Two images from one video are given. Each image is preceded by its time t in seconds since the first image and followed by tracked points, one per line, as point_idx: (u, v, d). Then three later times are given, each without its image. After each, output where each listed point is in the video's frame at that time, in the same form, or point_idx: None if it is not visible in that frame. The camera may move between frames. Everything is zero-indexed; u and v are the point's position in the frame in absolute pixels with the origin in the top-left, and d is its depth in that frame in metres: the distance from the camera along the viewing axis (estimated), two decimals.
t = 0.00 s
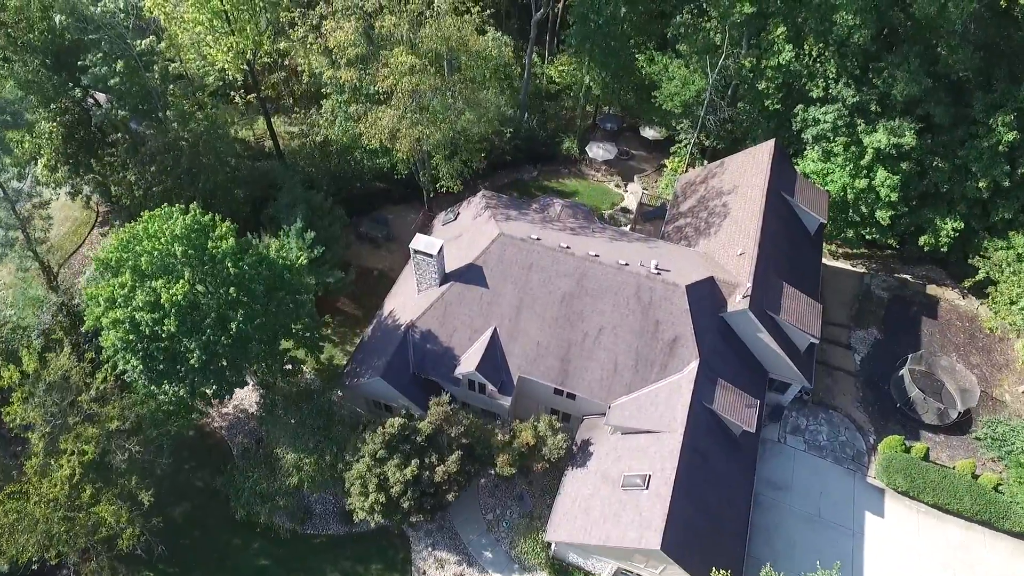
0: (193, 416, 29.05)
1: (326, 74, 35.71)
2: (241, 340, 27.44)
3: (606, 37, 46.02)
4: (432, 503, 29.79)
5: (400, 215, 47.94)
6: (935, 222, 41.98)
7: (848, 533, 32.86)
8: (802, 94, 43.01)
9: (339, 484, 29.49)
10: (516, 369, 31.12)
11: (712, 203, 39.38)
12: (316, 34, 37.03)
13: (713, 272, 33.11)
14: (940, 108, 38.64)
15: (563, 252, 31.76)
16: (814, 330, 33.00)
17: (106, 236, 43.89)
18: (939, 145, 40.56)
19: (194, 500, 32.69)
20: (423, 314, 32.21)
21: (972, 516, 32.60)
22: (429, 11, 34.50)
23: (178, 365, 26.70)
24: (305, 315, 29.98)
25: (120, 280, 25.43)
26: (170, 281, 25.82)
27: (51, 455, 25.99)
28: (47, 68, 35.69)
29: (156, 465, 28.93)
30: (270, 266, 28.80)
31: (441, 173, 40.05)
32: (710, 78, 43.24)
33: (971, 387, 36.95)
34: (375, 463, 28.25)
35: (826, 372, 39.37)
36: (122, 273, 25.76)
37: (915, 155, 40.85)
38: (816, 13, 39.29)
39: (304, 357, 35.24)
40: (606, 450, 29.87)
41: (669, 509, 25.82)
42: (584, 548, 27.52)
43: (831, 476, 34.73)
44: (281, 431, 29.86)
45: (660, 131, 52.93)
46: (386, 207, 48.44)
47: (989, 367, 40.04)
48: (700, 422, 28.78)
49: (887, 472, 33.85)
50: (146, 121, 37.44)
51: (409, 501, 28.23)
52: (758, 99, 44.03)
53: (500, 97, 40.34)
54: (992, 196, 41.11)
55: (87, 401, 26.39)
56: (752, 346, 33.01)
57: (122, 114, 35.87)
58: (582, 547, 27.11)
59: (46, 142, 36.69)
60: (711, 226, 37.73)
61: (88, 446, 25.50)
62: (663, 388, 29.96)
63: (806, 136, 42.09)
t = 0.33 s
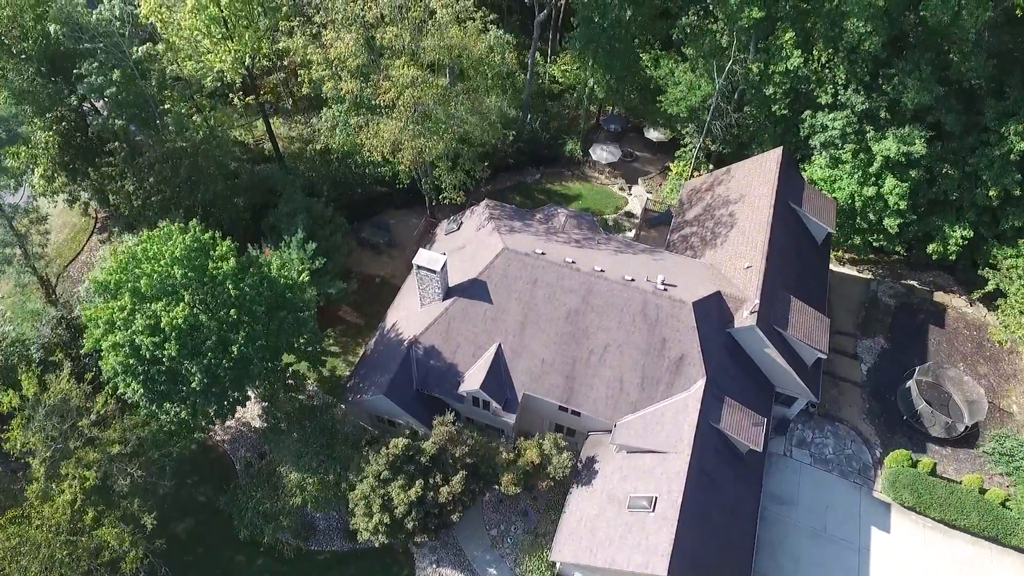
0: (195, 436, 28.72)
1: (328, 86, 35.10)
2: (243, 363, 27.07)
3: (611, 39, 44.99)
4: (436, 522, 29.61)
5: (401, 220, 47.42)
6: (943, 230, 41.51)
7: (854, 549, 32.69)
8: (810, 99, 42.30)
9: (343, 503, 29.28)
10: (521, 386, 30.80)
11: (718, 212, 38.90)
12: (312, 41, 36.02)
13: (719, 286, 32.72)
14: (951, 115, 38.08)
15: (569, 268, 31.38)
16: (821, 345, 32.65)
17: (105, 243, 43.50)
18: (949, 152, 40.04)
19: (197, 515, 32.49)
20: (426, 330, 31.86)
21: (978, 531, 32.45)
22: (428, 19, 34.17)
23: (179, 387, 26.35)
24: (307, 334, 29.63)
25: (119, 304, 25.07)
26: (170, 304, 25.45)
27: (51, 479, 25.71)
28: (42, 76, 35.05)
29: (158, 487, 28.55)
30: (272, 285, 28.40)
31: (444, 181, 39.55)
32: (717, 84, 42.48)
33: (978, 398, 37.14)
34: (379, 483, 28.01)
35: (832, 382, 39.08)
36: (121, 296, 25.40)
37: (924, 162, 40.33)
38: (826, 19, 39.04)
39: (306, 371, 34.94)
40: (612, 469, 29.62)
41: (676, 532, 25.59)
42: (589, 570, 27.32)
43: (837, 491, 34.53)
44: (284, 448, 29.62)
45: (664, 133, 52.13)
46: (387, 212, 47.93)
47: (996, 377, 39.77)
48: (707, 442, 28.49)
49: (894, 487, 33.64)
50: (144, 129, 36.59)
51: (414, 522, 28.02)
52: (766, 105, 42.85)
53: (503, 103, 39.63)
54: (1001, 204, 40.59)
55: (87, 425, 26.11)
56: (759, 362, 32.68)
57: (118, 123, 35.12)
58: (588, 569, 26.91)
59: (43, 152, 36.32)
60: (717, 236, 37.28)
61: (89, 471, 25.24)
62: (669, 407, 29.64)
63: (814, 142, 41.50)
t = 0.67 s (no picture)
0: (197, 457, 28.49)
1: (329, 97, 34.46)
2: (245, 386, 26.76)
3: (617, 44, 44.11)
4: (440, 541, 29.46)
5: (403, 225, 46.89)
6: (952, 238, 41.00)
7: (860, 565, 32.58)
8: (819, 105, 41.54)
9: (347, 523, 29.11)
10: (525, 405, 30.50)
11: (724, 222, 38.40)
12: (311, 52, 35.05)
13: (726, 302, 32.34)
14: (963, 124, 37.58)
15: (574, 284, 31.00)
16: (828, 361, 32.31)
17: (104, 251, 43.15)
18: (959, 160, 39.54)
19: (201, 532, 32.35)
20: (430, 346, 31.50)
21: (984, 548, 32.34)
22: (430, 30, 33.13)
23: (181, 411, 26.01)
24: (309, 354, 29.29)
25: (120, 329, 24.68)
26: (171, 329, 25.07)
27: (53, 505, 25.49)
28: (36, 87, 34.35)
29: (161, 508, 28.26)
30: (274, 306, 28.04)
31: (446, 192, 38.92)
32: (724, 90, 41.67)
33: (984, 410, 37.06)
34: (383, 505, 27.79)
35: (838, 394, 38.81)
36: (121, 320, 25.00)
37: (934, 170, 39.81)
38: (836, 27, 38.34)
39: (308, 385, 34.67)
40: (617, 489, 29.41)
41: (683, 557, 25.38)
42: None
43: (843, 506, 34.37)
44: (287, 467, 29.46)
45: (668, 136, 51.65)
46: (389, 217, 47.36)
47: (1003, 388, 39.51)
48: (713, 463, 28.25)
49: (900, 503, 33.48)
50: (142, 140, 35.98)
51: (418, 543, 27.87)
52: (773, 110, 42.07)
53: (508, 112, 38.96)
54: (1012, 213, 40.11)
55: (88, 451, 25.83)
56: (765, 378, 32.37)
57: (117, 133, 34.58)
58: None
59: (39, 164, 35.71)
60: (723, 248, 36.81)
61: (91, 498, 25.02)
62: (675, 427, 29.38)
63: (822, 150, 40.81)
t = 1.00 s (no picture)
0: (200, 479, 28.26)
1: (330, 109, 33.85)
2: (248, 411, 26.46)
3: (622, 49, 43.38)
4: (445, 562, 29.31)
5: (405, 232, 46.35)
6: (960, 247, 40.42)
7: None
8: (827, 113, 40.85)
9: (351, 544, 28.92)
10: (531, 425, 30.25)
11: (731, 233, 37.93)
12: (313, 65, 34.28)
13: (733, 319, 31.97)
14: (975, 135, 37.26)
15: (580, 303, 30.69)
16: (836, 379, 32.02)
17: (104, 259, 42.72)
18: (970, 169, 39.07)
19: (204, 549, 32.19)
20: (434, 365, 31.17)
21: (991, 565, 32.25)
22: (436, 42, 32.03)
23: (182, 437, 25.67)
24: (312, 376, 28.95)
25: (121, 355, 24.37)
26: (173, 355, 24.75)
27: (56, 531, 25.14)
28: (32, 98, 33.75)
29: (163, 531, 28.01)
30: (276, 329, 27.68)
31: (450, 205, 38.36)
32: (732, 98, 41.01)
33: (991, 423, 36.99)
34: (388, 528, 27.59)
35: (844, 406, 38.57)
36: (122, 347, 24.74)
37: (944, 180, 39.30)
38: (847, 34, 37.61)
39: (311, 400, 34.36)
40: (623, 509, 29.22)
41: None
42: None
43: (848, 521, 34.25)
44: (291, 488, 29.22)
45: (673, 140, 51.25)
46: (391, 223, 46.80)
47: (1010, 400, 39.28)
48: (720, 485, 28.04)
49: (906, 520, 33.35)
50: (140, 152, 35.42)
51: (423, 566, 27.69)
52: (781, 117, 41.46)
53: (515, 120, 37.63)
54: (1022, 223, 39.68)
55: (90, 478, 25.51)
56: (772, 395, 32.10)
57: (115, 146, 33.77)
58: None
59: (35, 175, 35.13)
60: (730, 260, 36.37)
61: (93, 526, 24.70)
62: (682, 448, 29.15)
63: (830, 158, 40.21)
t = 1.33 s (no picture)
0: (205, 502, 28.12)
1: (332, 124, 33.33)
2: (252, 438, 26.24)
3: (627, 56, 42.77)
4: None
5: (408, 240, 45.84)
6: (968, 257, 39.91)
7: None
8: (836, 122, 40.22)
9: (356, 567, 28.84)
10: (536, 446, 30.05)
11: (737, 246, 37.47)
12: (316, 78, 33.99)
13: (740, 338, 31.65)
14: (986, 147, 37.09)
15: (586, 323, 30.50)
16: (843, 398, 31.76)
17: (104, 269, 42.36)
18: (980, 181, 38.72)
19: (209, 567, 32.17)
20: (439, 384, 30.91)
21: None
22: (440, 56, 31.79)
23: (186, 465, 25.45)
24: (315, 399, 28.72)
25: (123, 384, 24.18)
26: (176, 384, 24.54)
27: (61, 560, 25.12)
28: (30, 113, 33.29)
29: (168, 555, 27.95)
30: (279, 354, 27.41)
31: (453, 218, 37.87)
32: (740, 108, 40.39)
33: (997, 437, 36.86)
34: (393, 551, 27.51)
35: (849, 420, 38.38)
36: (124, 375, 24.50)
37: (954, 192, 38.90)
38: (858, 44, 36.89)
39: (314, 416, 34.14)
40: (629, 532, 29.09)
41: None
42: None
43: (854, 538, 34.16)
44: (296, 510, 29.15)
45: (677, 145, 50.69)
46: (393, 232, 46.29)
47: (1016, 413, 39.09)
48: (727, 508, 27.88)
49: (912, 537, 33.28)
50: (139, 166, 34.97)
51: None
52: (789, 126, 40.77)
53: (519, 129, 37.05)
54: None
55: (95, 507, 25.38)
56: (779, 415, 31.87)
57: (115, 160, 33.25)
58: None
59: (33, 189, 34.70)
60: (736, 274, 35.93)
61: (98, 555, 24.65)
62: (688, 470, 28.96)
63: (837, 168, 39.66)
